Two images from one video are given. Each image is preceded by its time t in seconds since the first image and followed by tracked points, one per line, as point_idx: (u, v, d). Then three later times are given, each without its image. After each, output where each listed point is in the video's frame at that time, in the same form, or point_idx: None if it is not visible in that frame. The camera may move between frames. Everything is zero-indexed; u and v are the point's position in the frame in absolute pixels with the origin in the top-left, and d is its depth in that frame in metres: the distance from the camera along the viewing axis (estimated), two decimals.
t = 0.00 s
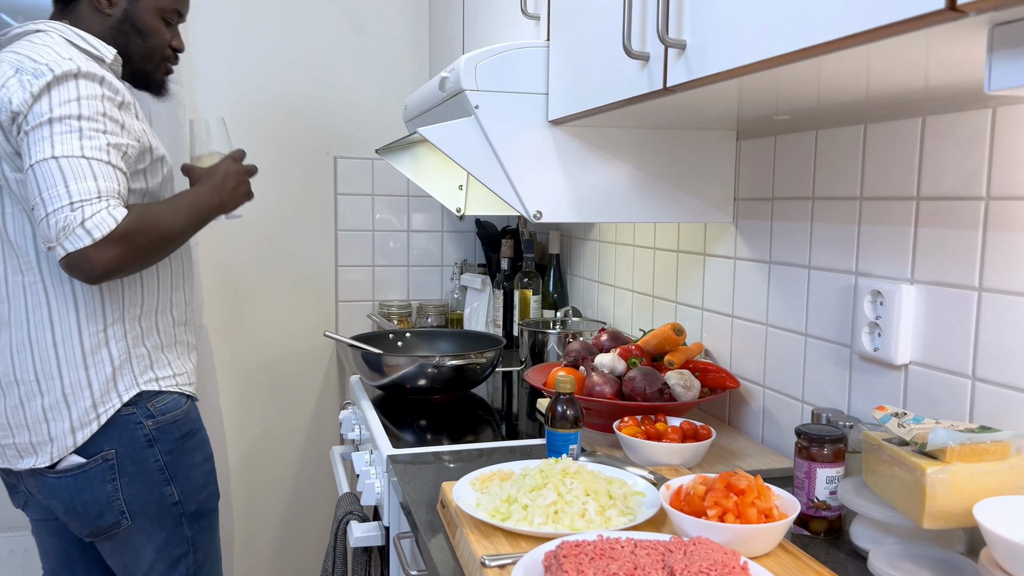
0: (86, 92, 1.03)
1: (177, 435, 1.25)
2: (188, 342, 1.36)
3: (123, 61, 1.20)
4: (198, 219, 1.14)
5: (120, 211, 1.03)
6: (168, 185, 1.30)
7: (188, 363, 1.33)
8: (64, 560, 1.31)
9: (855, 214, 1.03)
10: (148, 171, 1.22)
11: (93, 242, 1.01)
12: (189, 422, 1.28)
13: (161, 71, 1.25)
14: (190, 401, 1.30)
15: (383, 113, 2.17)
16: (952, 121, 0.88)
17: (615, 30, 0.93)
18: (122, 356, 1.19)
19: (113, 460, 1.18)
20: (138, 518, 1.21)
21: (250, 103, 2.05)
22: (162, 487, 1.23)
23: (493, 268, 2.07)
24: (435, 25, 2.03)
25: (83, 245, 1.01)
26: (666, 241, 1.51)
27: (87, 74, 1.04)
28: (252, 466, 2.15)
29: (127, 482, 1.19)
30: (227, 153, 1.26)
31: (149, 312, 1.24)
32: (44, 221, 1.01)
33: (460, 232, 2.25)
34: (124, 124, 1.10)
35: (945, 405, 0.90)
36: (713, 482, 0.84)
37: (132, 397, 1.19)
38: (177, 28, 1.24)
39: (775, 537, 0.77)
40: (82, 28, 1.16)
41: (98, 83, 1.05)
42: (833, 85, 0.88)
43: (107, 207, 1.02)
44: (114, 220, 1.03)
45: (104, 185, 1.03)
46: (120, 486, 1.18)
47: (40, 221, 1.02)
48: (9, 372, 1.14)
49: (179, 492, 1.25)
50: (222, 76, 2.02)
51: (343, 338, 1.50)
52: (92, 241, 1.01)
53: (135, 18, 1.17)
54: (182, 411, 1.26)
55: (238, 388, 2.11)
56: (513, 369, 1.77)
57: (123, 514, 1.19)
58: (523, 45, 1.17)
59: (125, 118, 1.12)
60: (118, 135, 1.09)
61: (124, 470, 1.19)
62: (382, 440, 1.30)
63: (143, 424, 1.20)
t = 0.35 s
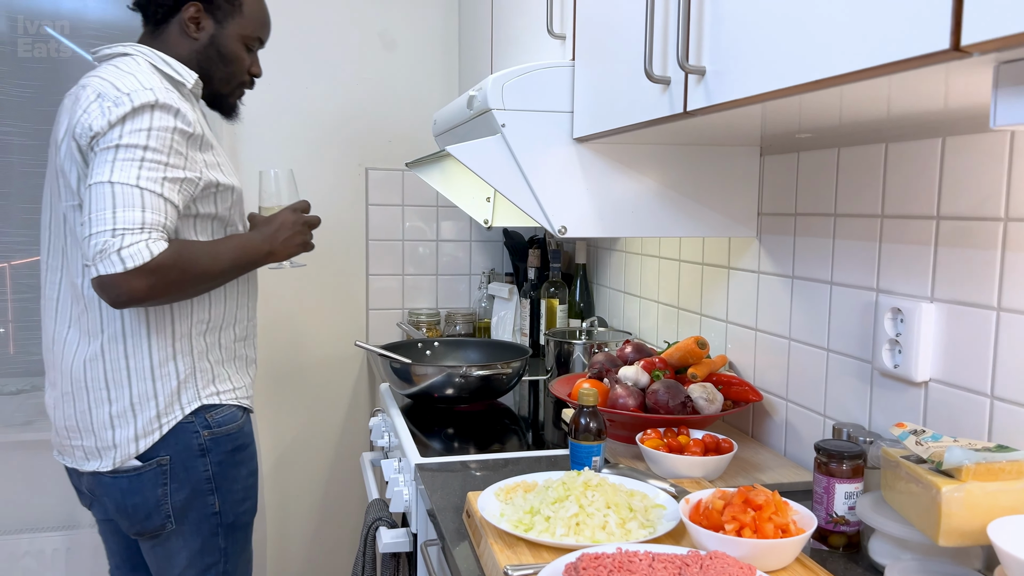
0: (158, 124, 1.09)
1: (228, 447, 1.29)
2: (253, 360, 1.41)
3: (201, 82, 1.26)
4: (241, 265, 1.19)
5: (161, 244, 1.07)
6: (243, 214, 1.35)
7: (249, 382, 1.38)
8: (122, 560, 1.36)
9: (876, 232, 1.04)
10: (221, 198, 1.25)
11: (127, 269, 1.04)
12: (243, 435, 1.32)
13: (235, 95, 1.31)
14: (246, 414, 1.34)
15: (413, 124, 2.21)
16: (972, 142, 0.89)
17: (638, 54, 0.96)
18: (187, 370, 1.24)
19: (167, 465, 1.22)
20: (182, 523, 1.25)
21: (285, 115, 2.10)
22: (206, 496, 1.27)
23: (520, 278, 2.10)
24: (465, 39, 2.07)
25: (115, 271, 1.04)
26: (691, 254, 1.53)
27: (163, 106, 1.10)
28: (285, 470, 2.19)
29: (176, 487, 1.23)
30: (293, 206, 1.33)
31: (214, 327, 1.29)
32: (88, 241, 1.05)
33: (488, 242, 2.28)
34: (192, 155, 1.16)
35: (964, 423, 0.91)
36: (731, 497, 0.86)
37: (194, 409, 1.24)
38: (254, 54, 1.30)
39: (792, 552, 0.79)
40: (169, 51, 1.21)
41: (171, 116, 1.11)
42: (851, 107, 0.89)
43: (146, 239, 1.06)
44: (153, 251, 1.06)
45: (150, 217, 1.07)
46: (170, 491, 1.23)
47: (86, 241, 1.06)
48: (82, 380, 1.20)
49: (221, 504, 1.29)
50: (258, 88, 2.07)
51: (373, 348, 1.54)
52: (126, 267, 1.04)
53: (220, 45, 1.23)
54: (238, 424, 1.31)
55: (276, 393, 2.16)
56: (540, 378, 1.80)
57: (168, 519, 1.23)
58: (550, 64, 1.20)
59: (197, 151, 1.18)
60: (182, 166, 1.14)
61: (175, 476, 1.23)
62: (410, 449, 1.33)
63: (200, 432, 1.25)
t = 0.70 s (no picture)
0: (208, 141, 1.13)
1: (252, 463, 1.31)
2: (292, 378, 1.42)
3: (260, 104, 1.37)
4: (288, 280, 1.23)
5: (208, 262, 1.10)
6: (287, 230, 1.38)
7: (287, 402, 1.39)
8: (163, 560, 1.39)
9: (890, 244, 1.05)
10: (265, 216, 1.29)
11: (175, 286, 1.07)
12: (270, 452, 1.34)
13: (292, 121, 1.43)
14: (277, 433, 1.35)
15: (435, 132, 2.24)
16: (983, 157, 0.90)
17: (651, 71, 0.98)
18: (216, 391, 1.26)
19: (191, 475, 1.26)
20: (205, 534, 1.28)
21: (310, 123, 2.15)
22: (229, 508, 1.29)
23: (540, 284, 2.12)
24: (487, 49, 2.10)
25: (166, 288, 1.07)
26: (708, 262, 1.54)
27: (213, 125, 1.14)
28: (308, 473, 2.23)
29: (199, 497, 1.27)
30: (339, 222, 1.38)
31: (249, 348, 1.31)
32: (138, 258, 1.09)
33: (509, 248, 2.30)
34: (239, 173, 1.20)
35: (976, 436, 0.91)
36: (741, 505, 0.87)
37: (221, 428, 1.27)
38: (312, 85, 1.42)
39: (802, 562, 0.80)
40: (240, 71, 1.33)
41: (221, 135, 1.15)
42: (860, 122, 0.91)
43: (195, 257, 1.09)
44: (201, 269, 1.09)
45: (200, 235, 1.10)
46: (193, 501, 1.27)
47: (136, 259, 1.09)
48: (123, 390, 1.26)
49: (243, 517, 1.31)
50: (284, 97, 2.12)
51: (394, 354, 1.56)
52: (175, 285, 1.07)
53: (286, 72, 1.35)
54: (265, 441, 1.32)
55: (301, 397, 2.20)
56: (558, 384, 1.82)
57: (191, 528, 1.27)
58: (567, 78, 1.23)
59: (244, 169, 1.22)
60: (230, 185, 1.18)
61: (198, 487, 1.27)
62: (429, 454, 1.35)
63: (223, 447, 1.27)
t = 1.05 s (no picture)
0: (207, 145, 1.17)
1: (269, 459, 1.33)
2: (317, 382, 1.44)
3: (287, 114, 1.41)
4: (318, 258, 1.23)
5: (220, 255, 1.13)
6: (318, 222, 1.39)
7: (310, 404, 1.41)
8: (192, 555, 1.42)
9: (898, 254, 1.06)
10: (287, 216, 1.32)
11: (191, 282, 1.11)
12: (289, 451, 1.36)
13: (322, 131, 1.46)
14: (296, 433, 1.37)
15: (453, 140, 2.27)
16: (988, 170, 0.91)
17: (661, 86, 1.00)
18: (233, 389, 1.30)
19: (210, 468, 1.30)
20: (224, 526, 1.32)
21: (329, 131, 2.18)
22: (246, 503, 1.33)
23: (555, 290, 2.14)
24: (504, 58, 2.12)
25: (184, 286, 1.12)
26: (721, 270, 1.56)
27: (214, 129, 1.18)
28: (327, 475, 2.27)
29: (218, 490, 1.31)
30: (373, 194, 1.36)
31: (268, 348, 1.33)
32: (161, 264, 1.15)
33: (525, 254, 2.33)
34: (248, 174, 1.23)
35: (982, 445, 0.92)
36: (746, 513, 0.89)
37: (237, 425, 1.30)
38: (339, 95, 1.45)
39: (805, 568, 0.82)
40: (266, 82, 1.37)
41: (221, 136, 1.19)
42: (866, 135, 0.92)
43: (206, 252, 1.12)
44: (213, 262, 1.12)
45: (210, 232, 1.13)
46: (213, 492, 1.31)
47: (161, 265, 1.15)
48: (156, 393, 1.34)
49: (261, 513, 1.34)
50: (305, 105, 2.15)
51: (410, 359, 1.59)
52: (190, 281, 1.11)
53: (309, 81, 1.38)
54: (283, 439, 1.34)
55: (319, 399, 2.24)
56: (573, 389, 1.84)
57: (210, 519, 1.31)
58: (579, 90, 1.25)
59: (254, 170, 1.25)
60: (239, 184, 1.21)
61: (217, 480, 1.31)
62: (445, 458, 1.38)
63: (240, 443, 1.30)
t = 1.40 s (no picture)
0: (234, 140, 1.25)
1: (287, 447, 1.39)
2: (335, 372, 1.47)
3: (307, 121, 1.47)
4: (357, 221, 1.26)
5: (261, 229, 1.18)
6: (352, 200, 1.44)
7: (327, 393, 1.44)
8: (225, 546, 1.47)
9: (909, 261, 1.07)
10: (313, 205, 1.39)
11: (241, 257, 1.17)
12: (307, 439, 1.41)
13: (342, 131, 1.49)
14: (312, 423, 1.41)
15: (469, 144, 2.29)
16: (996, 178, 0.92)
17: (672, 97, 1.02)
18: (250, 375, 1.36)
19: (236, 455, 1.38)
20: (254, 510, 1.41)
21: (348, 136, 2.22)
22: (271, 490, 1.40)
23: (571, 293, 2.16)
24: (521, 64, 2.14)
25: (235, 264, 1.18)
26: (735, 275, 1.57)
27: (239, 129, 1.26)
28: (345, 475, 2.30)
29: (245, 476, 1.39)
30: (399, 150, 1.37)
31: (286, 337, 1.38)
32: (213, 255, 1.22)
33: (540, 258, 2.35)
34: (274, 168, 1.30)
35: (990, 451, 0.93)
36: (755, 517, 0.90)
37: (254, 411, 1.36)
38: (360, 97, 1.48)
39: (813, 570, 0.83)
40: (284, 90, 1.45)
41: (244, 131, 1.26)
42: (876, 145, 0.93)
43: (247, 230, 1.18)
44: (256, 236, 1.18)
45: (247, 213, 1.20)
46: (240, 478, 1.39)
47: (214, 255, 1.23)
48: (196, 390, 1.43)
49: (286, 498, 1.41)
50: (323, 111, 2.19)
51: (426, 361, 1.62)
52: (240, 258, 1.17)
53: (321, 85, 1.42)
54: (300, 428, 1.40)
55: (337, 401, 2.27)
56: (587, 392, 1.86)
57: (241, 503, 1.40)
58: (592, 99, 1.28)
59: (279, 164, 1.32)
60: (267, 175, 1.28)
61: (243, 466, 1.39)
62: (460, 460, 1.40)
63: (261, 432, 1.37)
